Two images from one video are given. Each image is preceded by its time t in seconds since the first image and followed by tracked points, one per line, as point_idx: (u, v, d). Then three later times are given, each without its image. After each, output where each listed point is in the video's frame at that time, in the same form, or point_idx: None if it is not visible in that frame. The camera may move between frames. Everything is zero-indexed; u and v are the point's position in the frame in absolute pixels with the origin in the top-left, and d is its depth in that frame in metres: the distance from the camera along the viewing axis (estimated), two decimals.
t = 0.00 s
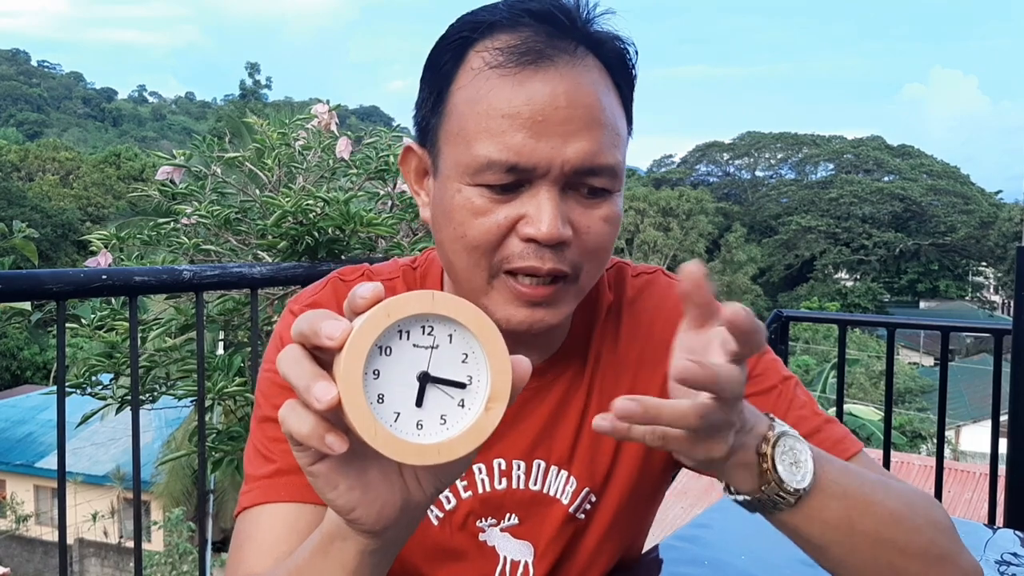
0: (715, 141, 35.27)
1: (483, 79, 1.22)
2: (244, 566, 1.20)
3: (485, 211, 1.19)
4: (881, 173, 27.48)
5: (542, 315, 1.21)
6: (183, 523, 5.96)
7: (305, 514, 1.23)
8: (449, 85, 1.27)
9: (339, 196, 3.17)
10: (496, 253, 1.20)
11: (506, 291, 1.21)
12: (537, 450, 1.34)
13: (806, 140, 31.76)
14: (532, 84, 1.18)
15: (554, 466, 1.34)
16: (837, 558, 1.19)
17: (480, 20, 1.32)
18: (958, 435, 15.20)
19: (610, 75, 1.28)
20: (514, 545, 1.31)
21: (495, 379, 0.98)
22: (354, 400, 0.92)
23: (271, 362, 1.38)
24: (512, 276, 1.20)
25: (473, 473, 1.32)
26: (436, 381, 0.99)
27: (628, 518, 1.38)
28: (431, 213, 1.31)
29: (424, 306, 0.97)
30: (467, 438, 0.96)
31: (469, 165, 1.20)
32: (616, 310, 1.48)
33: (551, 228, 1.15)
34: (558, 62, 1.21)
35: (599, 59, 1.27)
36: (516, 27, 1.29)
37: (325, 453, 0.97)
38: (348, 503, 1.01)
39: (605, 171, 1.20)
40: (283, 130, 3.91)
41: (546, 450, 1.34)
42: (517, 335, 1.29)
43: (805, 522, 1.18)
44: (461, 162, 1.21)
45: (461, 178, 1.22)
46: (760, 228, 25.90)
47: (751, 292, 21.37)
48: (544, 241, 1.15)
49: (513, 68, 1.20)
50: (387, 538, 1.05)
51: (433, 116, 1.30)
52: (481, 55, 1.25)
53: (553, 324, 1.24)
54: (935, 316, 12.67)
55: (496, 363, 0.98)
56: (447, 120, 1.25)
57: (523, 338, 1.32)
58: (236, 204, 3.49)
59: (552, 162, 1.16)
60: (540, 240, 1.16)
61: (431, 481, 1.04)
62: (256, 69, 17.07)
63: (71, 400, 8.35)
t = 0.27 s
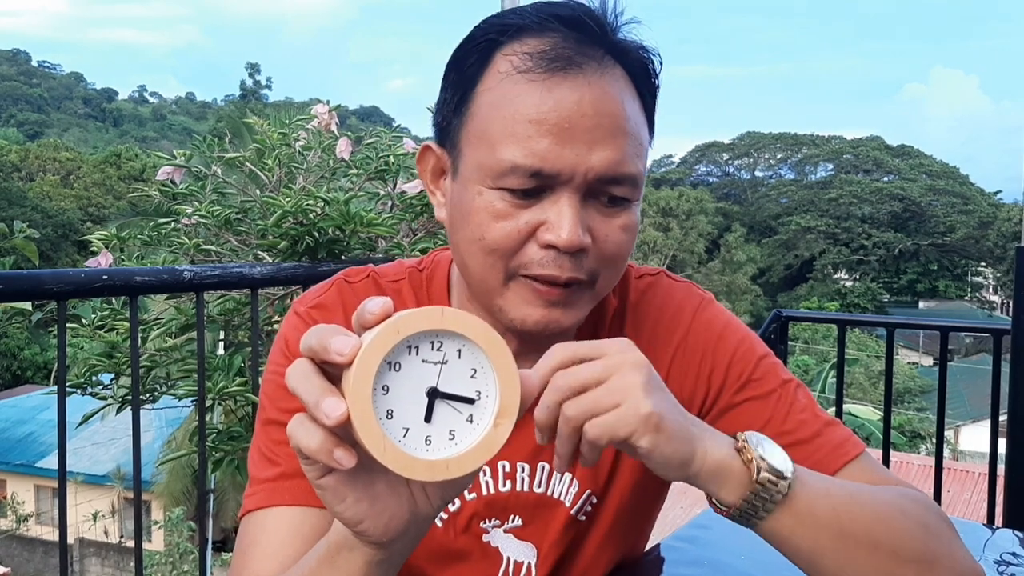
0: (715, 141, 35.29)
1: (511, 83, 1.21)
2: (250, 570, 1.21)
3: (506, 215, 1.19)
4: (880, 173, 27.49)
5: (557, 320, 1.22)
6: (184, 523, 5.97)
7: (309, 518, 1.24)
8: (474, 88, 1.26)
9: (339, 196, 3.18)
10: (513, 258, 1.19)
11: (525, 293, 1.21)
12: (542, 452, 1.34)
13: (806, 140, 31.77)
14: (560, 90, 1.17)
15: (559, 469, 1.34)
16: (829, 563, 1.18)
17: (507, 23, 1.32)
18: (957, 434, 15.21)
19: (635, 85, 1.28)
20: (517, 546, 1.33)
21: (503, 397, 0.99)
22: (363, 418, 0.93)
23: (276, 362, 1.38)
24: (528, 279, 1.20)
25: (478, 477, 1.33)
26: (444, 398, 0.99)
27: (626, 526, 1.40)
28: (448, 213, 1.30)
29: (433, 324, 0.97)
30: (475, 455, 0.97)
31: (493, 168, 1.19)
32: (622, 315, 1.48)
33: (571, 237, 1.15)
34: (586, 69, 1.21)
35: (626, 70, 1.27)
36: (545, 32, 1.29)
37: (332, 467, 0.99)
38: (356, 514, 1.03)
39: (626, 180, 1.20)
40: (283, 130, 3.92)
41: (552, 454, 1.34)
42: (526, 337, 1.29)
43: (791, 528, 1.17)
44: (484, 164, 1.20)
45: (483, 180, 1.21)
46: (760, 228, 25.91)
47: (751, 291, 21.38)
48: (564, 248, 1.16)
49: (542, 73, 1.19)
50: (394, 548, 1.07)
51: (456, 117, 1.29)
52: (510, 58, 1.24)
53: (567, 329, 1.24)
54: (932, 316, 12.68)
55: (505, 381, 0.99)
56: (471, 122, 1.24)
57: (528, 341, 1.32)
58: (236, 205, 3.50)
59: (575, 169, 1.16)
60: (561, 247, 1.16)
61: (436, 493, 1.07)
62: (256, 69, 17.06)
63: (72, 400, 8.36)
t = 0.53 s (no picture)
0: (715, 141, 35.34)
1: (526, 88, 1.20)
2: (256, 563, 1.22)
3: (516, 218, 1.19)
4: (880, 173, 27.51)
5: (564, 323, 1.22)
6: (184, 522, 5.99)
7: (315, 511, 1.25)
8: (491, 91, 1.25)
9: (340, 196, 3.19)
10: (524, 261, 1.19)
11: (534, 295, 1.21)
12: (547, 448, 1.35)
13: (805, 141, 31.81)
14: (576, 97, 1.17)
15: (563, 466, 1.36)
16: (829, 555, 1.19)
17: (526, 27, 1.31)
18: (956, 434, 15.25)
19: (651, 94, 1.27)
20: (521, 542, 1.34)
21: (505, 396, 1.00)
22: (367, 413, 0.94)
23: (284, 358, 1.39)
24: (536, 282, 1.20)
25: (483, 472, 1.34)
26: (446, 393, 1.01)
27: (626, 522, 1.41)
28: (460, 214, 1.30)
29: (436, 320, 0.98)
30: (477, 450, 0.98)
31: (506, 170, 1.19)
32: (625, 314, 1.49)
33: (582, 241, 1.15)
34: (603, 77, 1.20)
35: (643, 79, 1.27)
36: (565, 38, 1.28)
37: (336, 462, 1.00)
38: (359, 509, 1.04)
39: (638, 188, 1.19)
40: (284, 130, 3.94)
41: (556, 450, 1.36)
42: (531, 337, 1.30)
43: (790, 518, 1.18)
44: (497, 166, 1.20)
45: (495, 183, 1.20)
46: (760, 228, 25.94)
47: (750, 292, 21.40)
48: (575, 252, 1.15)
49: (558, 78, 1.19)
50: (396, 543, 1.09)
51: (471, 119, 1.28)
52: (527, 63, 1.24)
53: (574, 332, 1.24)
54: (931, 316, 12.71)
55: (507, 377, 1.01)
56: (486, 125, 1.23)
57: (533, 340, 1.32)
58: (237, 205, 3.51)
59: (588, 175, 1.15)
60: (570, 251, 1.15)
61: (439, 488, 1.09)
62: (256, 69, 17.08)
63: (73, 400, 8.38)
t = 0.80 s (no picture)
0: (715, 141, 35.33)
1: (540, 94, 1.18)
2: (257, 558, 1.20)
3: (524, 224, 1.17)
4: (880, 173, 27.50)
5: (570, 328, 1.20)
6: (184, 523, 5.97)
7: (318, 505, 1.23)
8: (505, 95, 1.22)
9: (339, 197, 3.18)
10: (531, 265, 1.17)
11: (537, 298, 1.19)
12: (549, 447, 1.34)
13: (806, 141, 31.80)
14: (588, 107, 1.14)
15: (564, 464, 1.34)
16: (827, 552, 1.18)
17: (540, 33, 1.28)
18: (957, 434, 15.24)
19: (665, 104, 1.25)
20: (523, 540, 1.32)
21: (508, 395, 0.99)
22: (374, 408, 0.93)
23: (289, 352, 1.38)
24: (544, 288, 1.18)
25: (485, 469, 1.33)
26: (451, 389, 0.99)
27: (629, 521, 1.39)
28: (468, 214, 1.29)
29: (441, 318, 0.96)
30: (480, 446, 0.97)
31: (515, 175, 1.17)
32: (629, 314, 1.48)
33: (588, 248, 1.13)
34: (618, 87, 1.17)
35: (658, 91, 1.24)
36: (582, 46, 1.24)
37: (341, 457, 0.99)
38: (362, 504, 1.03)
39: (647, 199, 1.17)
40: (283, 130, 3.92)
41: (557, 448, 1.35)
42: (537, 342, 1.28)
43: (787, 515, 1.17)
44: (506, 171, 1.18)
45: (505, 187, 1.18)
46: (760, 228, 25.92)
47: (751, 292, 21.38)
48: (581, 261, 1.14)
49: (572, 87, 1.16)
50: (399, 538, 1.07)
51: (484, 121, 1.26)
52: (543, 70, 1.21)
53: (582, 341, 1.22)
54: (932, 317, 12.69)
55: (512, 375, 0.99)
56: (498, 129, 1.21)
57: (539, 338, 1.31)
58: (236, 205, 3.50)
59: (598, 186, 1.13)
60: (577, 258, 1.14)
61: (443, 484, 1.07)
62: (256, 69, 17.07)
63: (71, 400, 8.36)
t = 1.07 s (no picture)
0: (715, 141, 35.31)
1: (471, 68, 1.26)
2: (255, 565, 1.19)
3: (470, 191, 1.24)
4: (881, 173, 27.48)
5: (527, 297, 1.23)
6: (184, 523, 5.97)
7: (311, 515, 1.23)
8: (444, 77, 1.32)
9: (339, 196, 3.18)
10: (480, 232, 1.23)
11: (492, 269, 1.24)
12: (547, 445, 1.34)
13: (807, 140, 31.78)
14: (515, 72, 1.22)
15: (564, 463, 1.34)
16: (845, 556, 1.17)
17: (481, 15, 1.35)
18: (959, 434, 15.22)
19: (602, 65, 1.30)
20: (524, 540, 1.32)
21: (482, 386, 1.01)
22: (354, 405, 0.94)
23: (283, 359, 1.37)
24: (498, 254, 1.23)
25: (484, 468, 1.32)
26: (426, 383, 1.00)
27: (629, 519, 1.38)
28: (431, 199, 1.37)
29: (413, 315, 0.98)
30: (454, 435, 0.99)
31: (457, 148, 1.25)
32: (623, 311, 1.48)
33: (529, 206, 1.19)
34: (541, 51, 1.25)
35: (590, 51, 1.30)
36: (510, 19, 1.32)
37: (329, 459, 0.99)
38: (350, 507, 1.02)
39: (584, 153, 1.22)
40: (283, 129, 3.91)
41: (556, 447, 1.34)
42: (506, 319, 1.31)
43: (803, 511, 1.16)
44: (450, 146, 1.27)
45: (450, 162, 1.27)
46: (761, 227, 25.90)
47: (751, 292, 21.36)
48: (522, 219, 1.19)
49: (498, 55, 1.25)
50: (389, 541, 1.07)
51: (433, 107, 1.35)
52: (474, 47, 1.30)
53: (541, 309, 1.25)
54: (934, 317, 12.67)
55: (480, 364, 1.01)
56: (441, 109, 1.30)
57: (517, 325, 1.33)
58: (236, 204, 3.49)
59: (528, 144, 1.20)
60: (518, 218, 1.19)
61: (427, 482, 1.07)
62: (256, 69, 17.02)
63: (71, 400, 8.34)
